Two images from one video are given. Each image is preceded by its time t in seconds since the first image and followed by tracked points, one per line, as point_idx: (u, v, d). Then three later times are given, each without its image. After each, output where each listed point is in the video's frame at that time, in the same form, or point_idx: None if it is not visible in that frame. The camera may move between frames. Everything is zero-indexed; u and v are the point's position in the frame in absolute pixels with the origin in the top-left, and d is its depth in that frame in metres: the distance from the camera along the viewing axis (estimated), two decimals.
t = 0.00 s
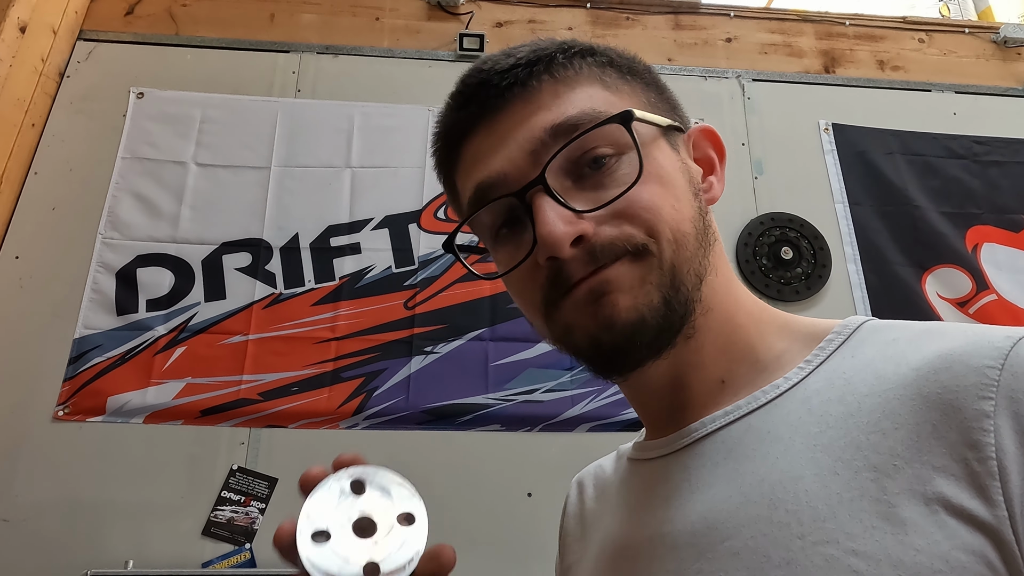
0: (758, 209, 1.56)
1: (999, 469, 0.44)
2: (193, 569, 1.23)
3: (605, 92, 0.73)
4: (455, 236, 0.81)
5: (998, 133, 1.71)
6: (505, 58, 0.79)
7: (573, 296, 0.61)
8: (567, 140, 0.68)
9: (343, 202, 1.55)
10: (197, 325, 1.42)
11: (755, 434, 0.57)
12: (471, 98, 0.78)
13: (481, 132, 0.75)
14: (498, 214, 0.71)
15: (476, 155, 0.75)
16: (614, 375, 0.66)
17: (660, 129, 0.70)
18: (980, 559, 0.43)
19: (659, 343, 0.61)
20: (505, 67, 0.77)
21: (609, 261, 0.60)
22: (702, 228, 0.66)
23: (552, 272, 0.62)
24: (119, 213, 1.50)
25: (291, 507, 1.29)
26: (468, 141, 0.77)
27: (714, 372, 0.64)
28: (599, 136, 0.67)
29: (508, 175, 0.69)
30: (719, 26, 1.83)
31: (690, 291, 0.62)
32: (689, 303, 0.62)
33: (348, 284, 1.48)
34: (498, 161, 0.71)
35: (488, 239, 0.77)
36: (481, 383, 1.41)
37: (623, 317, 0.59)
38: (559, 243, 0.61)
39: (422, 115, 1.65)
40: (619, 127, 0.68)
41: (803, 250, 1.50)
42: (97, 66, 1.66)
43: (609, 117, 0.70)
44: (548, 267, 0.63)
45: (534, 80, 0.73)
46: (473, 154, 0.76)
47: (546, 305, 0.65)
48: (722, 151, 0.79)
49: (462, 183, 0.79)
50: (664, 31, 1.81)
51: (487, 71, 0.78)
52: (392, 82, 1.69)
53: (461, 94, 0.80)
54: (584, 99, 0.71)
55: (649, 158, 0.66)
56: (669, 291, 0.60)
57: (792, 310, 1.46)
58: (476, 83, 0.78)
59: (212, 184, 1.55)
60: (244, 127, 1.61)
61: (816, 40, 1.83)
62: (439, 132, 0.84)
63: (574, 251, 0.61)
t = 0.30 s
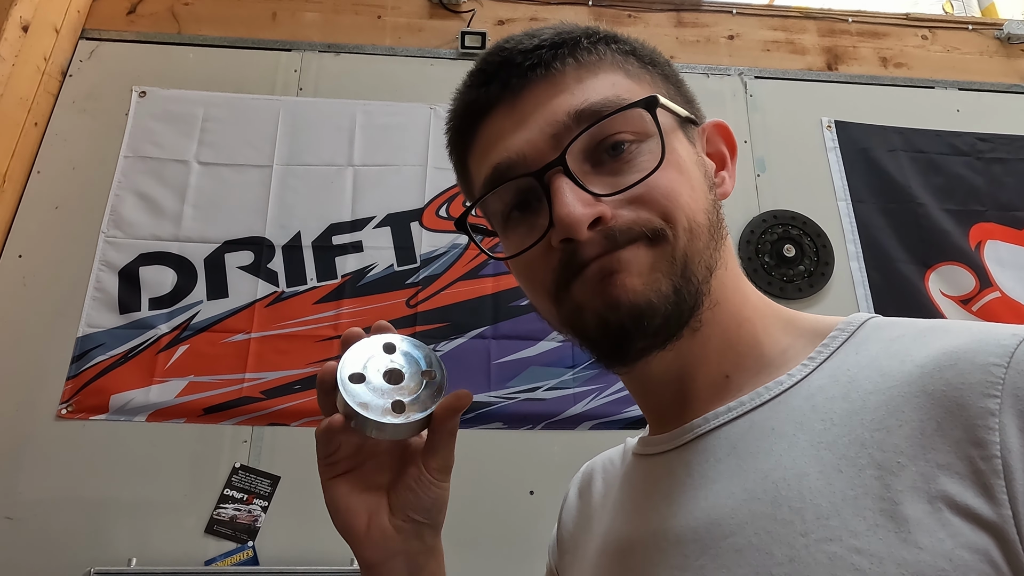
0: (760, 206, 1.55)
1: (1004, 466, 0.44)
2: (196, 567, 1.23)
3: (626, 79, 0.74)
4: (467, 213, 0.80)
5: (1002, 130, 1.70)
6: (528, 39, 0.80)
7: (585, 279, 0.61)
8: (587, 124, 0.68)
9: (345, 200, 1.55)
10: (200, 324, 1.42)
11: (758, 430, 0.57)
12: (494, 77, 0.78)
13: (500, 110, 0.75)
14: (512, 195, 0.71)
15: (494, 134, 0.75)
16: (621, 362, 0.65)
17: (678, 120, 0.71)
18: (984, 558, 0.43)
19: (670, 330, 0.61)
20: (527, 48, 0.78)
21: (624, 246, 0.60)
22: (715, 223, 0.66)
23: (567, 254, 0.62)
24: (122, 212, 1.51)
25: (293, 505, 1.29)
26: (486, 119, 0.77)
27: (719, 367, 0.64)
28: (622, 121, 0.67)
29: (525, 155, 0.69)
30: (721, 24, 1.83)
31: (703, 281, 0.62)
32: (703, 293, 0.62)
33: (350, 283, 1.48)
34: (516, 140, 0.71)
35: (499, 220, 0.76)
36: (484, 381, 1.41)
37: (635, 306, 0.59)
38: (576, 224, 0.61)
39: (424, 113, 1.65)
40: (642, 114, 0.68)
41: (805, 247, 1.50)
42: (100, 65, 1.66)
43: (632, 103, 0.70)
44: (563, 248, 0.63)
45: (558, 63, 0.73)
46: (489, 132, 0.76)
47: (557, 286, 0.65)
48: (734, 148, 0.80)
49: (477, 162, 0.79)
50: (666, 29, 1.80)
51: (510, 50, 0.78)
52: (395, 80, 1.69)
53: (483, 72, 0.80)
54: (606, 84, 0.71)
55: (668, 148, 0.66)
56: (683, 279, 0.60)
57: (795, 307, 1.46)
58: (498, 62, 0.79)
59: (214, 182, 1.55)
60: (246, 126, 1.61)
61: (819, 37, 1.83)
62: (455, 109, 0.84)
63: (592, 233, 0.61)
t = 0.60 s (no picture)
0: (761, 205, 1.55)
1: (991, 466, 0.44)
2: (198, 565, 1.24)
3: (618, 82, 0.74)
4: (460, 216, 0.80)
5: (1004, 129, 1.70)
6: (520, 42, 0.80)
7: (577, 283, 0.62)
8: (578, 128, 0.68)
9: (346, 200, 1.55)
10: (201, 324, 1.43)
11: (750, 431, 0.57)
12: (486, 80, 0.78)
13: (492, 114, 0.75)
14: (504, 199, 0.72)
15: (486, 137, 0.75)
16: (613, 364, 0.66)
17: (670, 122, 0.71)
18: (972, 557, 0.43)
19: (661, 333, 0.62)
20: (519, 51, 0.78)
21: (615, 251, 0.60)
22: (708, 225, 0.67)
23: (559, 259, 0.62)
24: (124, 212, 1.51)
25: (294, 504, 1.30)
26: (479, 122, 0.77)
27: (713, 368, 0.64)
28: (613, 125, 0.68)
29: (517, 159, 0.70)
30: (722, 23, 1.83)
31: (693, 284, 0.62)
32: (694, 296, 0.62)
33: (351, 283, 1.49)
34: (508, 144, 0.71)
35: (492, 223, 0.77)
36: (484, 380, 1.41)
37: (628, 315, 0.60)
38: (567, 229, 0.61)
39: (425, 113, 1.65)
40: (633, 117, 0.68)
41: (806, 247, 1.50)
42: (102, 66, 1.67)
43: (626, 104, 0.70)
44: (555, 253, 0.63)
45: (549, 67, 0.74)
46: (482, 135, 0.76)
47: (549, 291, 0.66)
48: (726, 148, 0.80)
49: (470, 165, 0.79)
50: (666, 28, 1.80)
51: (502, 54, 0.79)
52: (395, 80, 1.69)
53: (475, 75, 0.80)
54: (598, 88, 0.71)
55: (659, 150, 0.66)
56: (673, 284, 0.61)
57: (796, 306, 1.46)
58: (491, 65, 0.79)
59: (216, 182, 1.55)
60: (247, 126, 1.62)
61: (820, 36, 1.83)
62: (448, 112, 0.84)
63: (584, 238, 0.61)
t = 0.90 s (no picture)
0: (763, 206, 1.55)
1: (990, 465, 0.44)
2: (200, 566, 1.24)
3: (613, 89, 0.74)
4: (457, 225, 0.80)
5: (1006, 129, 1.69)
6: (514, 50, 0.80)
7: (574, 296, 0.62)
8: (573, 139, 0.68)
9: (347, 201, 1.56)
10: (203, 325, 1.43)
11: (748, 432, 0.57)
12: (481, 90, 0.78)
13: (488, 123, 0.75)
14: (500, 208, 0.71)
15: (482, 147, 0.75)
16: (612, 372, 0.66)
17: (665, 129, 0.71)
18: (971, 557, 0.43)
19: (658, 344, 0.62)
20: (514, 59, 0.78)
21: (612, 263, 0.60)
22: (704, 231, 0.66)
23: (556, 271, 0.62)
24: (126, 213, 1.51)
25: (296, 505, 1.30)
26: (474, 131, 0.77)
27: (712, 371, 0.64)
28: (608, 134, 0.67)
29: (513, 170, 0.70)
30: (724, 23, 1.82)
31: (690, 294, 0.62)
32: (690, 306, 0.62)
33: (352, 284, 1.49)
34: (504, 154, 0.71)
35: (488, 230, 0.77)
36: (485, 381, 1.41)
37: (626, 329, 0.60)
38: (564, 241, 0.61)
39: (426, 114, 1.65)
40: (629, 126, 0.68)
41: (808, 247, 1.50)
42: (104, 67, 1.67)
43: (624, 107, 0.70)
44: (552, 265, 0.63)
45: (544, 75, 0.73)
46: (477, 145, 0.76)
47: (546, 302, 0.65)
48: (723, 152, 0.80)
49: (466, 174, 0.79)
50: (668, 28, 1.80)
51: (496, 62, 0.78)
52: (397, 81, 1.69)
53: (470, 85, 0.80)
54: (593, 96, 0.71)
55: (655, 159, 0.66)
56: (670, 296, 0.61)
57: (798, 307, 1.46)
58: (485, 74, 0.79)
59: (217, 184, 1.55)
60: (249, 127, 1.62)
61: (822, 36, 1.83)
62: (444, 120, 0.84)
63: (581, 251, 0.61)
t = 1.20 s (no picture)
0: (766, 204, 1.55)
1: (1002, 469, 0.44)
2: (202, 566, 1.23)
3: (629, 81, 0.73)
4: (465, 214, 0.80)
5: (1011, 127, 1.69)
6: (531, 37, 0.79)
7: (581, 292, 0.62)
8: (587, 130, 0.68)
9: (350, 200, 1.55)
10: (205, 324, 1.43)
11: (754, 432, 0.57)
12: (494, 75, 0.77)
13: (499, 110, 0.75)
14: (510, 198, 0.71)
15: (493, 134, 0.75)
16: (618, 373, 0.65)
17: (681, 125, 0.70)
18: (982, 560, 0.43)
19: (667, 344, 0.61)
20: (530, 47, 0.77)
21: (621, 260, 0.59)
22: (714, 231, 0.66)
23: (564, 266, 0.62)
24: (128, 213, 1.51)
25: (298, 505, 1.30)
26: (486, 117, 0.77)
27: (718, 370, 0.64)
28: (622, 128, 0.67)
29: (524, 158, 0.69)
30: (727, 21, 1.82)
31: (701, 296, 0.61)
32: (700, 312, 0.62)
33: (355, 283, 1.48)
34: (515, 142, 0.71)
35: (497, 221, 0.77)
36: (488, 381, 1.41)
37: (634, 327, 0.59)
38: (572, 236, 0.60)
39: (428, 113, 1.65)
40: (644, 121, 0.67)
41: (811, 246, 1.49)
42: (106, 67, 1.67)
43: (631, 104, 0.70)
44: (560, 260, 0.62)
45: (560, 63, 0.73)
46: (488, 132, 0.76)
47: (553, 298, 0.65)
48: (737, 151, 0.79)
49: (475, 161, 0.79)
50: (670, 27, 1.80)
51: (512, 49, 0.78)
52: (399, 79, 1.69)
53: (483, 70, 0.80)
54: (608, 87, 0.71)
55: (669, 156, 0.65)
56: (680, 297, 0.60)
57: (801, 306, 1.45)
58: (500, 61, 0.78)
59: (219, 183, 1.55)
60: (250, 127, 1.61)
61: (824, 35, 1.82)
62: (455, 105, 0.84)
63: (589, 246, 0.60)
